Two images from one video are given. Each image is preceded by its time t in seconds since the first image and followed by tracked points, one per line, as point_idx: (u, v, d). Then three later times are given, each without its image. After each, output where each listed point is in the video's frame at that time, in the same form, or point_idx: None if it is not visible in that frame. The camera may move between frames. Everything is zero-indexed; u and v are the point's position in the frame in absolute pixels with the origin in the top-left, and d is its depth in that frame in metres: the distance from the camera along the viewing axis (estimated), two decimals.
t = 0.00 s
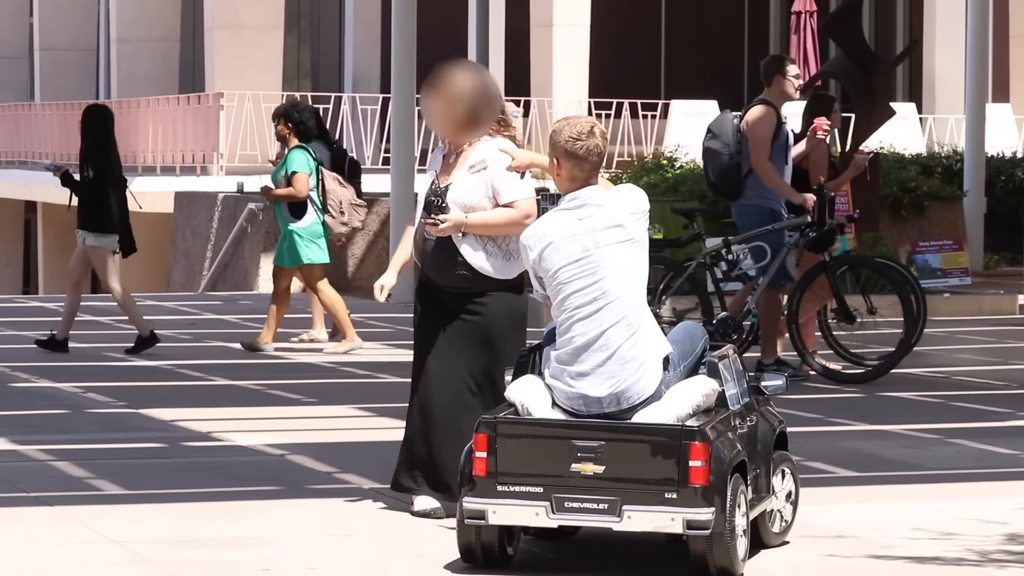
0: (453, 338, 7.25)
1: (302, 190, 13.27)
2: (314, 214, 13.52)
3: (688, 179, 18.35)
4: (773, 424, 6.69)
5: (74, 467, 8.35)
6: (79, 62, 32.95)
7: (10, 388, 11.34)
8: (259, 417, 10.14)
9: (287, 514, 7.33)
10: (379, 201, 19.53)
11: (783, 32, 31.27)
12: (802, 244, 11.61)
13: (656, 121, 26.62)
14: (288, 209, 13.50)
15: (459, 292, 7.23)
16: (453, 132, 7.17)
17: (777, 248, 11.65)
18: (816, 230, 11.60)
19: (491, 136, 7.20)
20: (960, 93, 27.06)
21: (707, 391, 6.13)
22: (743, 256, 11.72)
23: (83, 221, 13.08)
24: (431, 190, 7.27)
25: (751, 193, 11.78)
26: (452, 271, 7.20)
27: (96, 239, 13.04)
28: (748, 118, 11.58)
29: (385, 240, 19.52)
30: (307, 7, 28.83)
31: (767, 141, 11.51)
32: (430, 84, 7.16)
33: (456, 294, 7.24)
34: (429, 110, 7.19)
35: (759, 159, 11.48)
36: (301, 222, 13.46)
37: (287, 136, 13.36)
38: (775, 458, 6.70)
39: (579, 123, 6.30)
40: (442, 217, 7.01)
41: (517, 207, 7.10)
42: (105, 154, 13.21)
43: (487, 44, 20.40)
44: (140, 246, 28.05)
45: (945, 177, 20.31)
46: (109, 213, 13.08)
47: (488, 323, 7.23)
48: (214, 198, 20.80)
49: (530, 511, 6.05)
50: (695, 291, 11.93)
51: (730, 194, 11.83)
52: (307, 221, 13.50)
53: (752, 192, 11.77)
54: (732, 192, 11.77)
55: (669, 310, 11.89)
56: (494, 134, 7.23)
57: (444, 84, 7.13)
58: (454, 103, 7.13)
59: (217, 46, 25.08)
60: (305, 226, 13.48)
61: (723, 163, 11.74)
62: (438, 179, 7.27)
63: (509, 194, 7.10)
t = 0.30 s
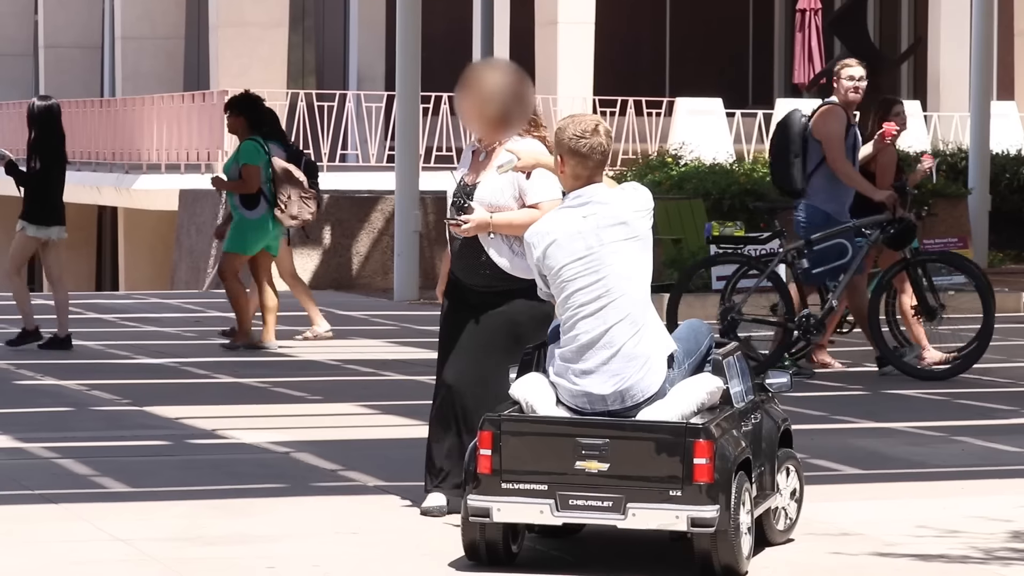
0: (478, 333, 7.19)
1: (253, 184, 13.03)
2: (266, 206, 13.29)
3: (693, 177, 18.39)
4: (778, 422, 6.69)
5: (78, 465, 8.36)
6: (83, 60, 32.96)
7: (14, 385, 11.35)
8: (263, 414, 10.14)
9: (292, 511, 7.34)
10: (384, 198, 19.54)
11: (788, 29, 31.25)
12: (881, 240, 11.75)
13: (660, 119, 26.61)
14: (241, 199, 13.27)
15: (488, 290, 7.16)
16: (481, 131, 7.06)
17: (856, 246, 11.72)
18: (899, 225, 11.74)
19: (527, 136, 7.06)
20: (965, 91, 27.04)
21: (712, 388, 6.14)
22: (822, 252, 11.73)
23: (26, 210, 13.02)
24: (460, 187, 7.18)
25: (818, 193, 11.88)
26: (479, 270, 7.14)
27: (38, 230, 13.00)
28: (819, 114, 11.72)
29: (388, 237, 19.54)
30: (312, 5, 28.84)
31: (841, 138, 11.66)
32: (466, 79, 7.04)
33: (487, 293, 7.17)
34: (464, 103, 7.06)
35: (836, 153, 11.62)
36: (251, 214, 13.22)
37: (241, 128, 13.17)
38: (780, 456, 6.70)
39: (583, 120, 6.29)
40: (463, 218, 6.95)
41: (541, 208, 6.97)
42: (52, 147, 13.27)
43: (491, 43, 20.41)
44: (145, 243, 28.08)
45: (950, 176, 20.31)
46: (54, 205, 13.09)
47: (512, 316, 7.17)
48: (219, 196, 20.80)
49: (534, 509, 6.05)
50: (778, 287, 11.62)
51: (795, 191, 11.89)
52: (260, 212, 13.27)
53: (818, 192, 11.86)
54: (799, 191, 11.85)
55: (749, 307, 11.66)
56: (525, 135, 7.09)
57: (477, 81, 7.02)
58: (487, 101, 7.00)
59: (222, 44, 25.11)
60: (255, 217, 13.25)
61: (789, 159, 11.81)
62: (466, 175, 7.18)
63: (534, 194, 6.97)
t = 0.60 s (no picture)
0: (494, 330, 7.18)
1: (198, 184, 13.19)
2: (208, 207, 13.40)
3: (696, 174, 18.34)
4: (780, 418, 6.68)
5: (80, 461, 8.37)
6: (86, 57, 32.99)
7: (16, 382, 11.36)
8: (266, 412, 10.15)
9: (295, 508, 7.34)
10: (386, 195, 19.54)
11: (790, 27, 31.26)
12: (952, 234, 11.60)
13: (662, 117, 26.63)
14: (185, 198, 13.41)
15: (501, 288, 7.15)
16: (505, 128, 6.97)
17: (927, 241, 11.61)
18: (977, 223, 11.68)
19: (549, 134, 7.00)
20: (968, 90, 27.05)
21: (714, 386, 6.14)
22: (894, 249, 11.65)
23: None
24: (476, 182, 7.12)
25: (889, 186, 11.68)
26: (494, 267, 7.12)
27: None
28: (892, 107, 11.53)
29: (390, 235, 19.56)
30: (314, 3, 28.88)
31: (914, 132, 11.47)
32: (493, 80, 6.94)
33: (498, 288, 7.15)
34: (494, 103, 6.94)
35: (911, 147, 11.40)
36: (193, 213, 13.35)
37: (188, 128, 13.37)
38: (782, 453, 6.70)
39: (587, 118, 6.30)
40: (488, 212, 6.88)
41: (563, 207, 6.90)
42: None
43: (494, 41, 20.45)
44: (146, 240, 28.11)
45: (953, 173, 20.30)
46: None
47: (526, 311, 7.15)
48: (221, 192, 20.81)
49: (536, 506, 6.05)
50: (846, 284, 11.78)
51: (865, 183, 11.70)
52: (201, 212, 13.38)
53: (888, 184, 11.67)
54: (869, 181, 11.66)
55: (821, 302, 11.85)
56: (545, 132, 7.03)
57: (502, 80, 6.92)
58: (514, 99, 6.92)
59: (225, 41, 25.16)
60: (197, 217, 13.37)
61: (862, 149, 11.62)
62: (483, 172, 7.12)
63: (555, 193, 6.94)
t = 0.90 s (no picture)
0: (502, 327, 7.19)
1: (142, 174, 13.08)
2: (156, 201, 13.20)
3: (696, 173, 18.39)
4: (779, 417, 6.68)
5: (81, 459, 8.37)
6: (87, 55, 32.97)
7: (16, 380, 11.36)
8: (266, 409, 10.15)
9: (296, 506, 7.34)
10: (386, 194, 19.51)
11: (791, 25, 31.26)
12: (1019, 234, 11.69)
13: (662, 115, 26.63)
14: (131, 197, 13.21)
15: (510, 284, 7.16)
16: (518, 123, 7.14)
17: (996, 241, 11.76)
18: None
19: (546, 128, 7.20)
20: (967, 88, 27.08)
21: (714, 383, 6.13)
22: (960, 248, 11.82)
23: None
24: (483, 179, 7.17)
25: (955, 189, 11.92)
26: (509, 263, 7.12)
27: None
28: (959, 113, 11.78)
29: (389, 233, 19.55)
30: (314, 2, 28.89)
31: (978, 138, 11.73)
32: (511, 71, 7.10)
33: (505, 285, 7.16)
34: (506, 95, 7.10)
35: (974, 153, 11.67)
36: (142, 208, 13.15)
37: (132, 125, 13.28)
38: (782, 451, 6.70)
39: (589, 116, 6.30)
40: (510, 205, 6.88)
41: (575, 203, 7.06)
42: None
43: (494, 39, 20.47)
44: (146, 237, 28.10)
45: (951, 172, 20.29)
46: None
47: (530, 309, 7.17)
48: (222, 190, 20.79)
49: (536, 504, 6.05)
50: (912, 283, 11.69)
51: (932, 187, 11.96)
52: (150, 208, 13.18)
53: (954, 187, 11.90)
54: (935, 184, 11.92)
55: (886, 299, 11.75)
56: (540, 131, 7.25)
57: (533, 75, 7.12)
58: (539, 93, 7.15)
59: (225, 39, 25.14)
60: (146, 212, 13.17)
61: (929, 154, 11.93)
62: (490, 168, 7.17)
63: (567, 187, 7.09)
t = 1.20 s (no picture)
0: (506, 324, 7.21)
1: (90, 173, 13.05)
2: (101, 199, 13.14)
3: (695, 171, 18.42)
4: (779, 414, 6.68)
5: (80, 457, 8.37)
6: (85, 52, 32.97)
7: (15, 377, 11.36)
8: (266, 407, 10.15)
9: (296, 504, 7.34)
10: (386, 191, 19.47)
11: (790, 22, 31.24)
12: None
13: (662, 112, 26.62)
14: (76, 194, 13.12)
15: (515, 281, 7.19)
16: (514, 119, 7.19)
17: None
18: None
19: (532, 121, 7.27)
20: (967, 85, 27.09)
21: (714, 381, 6.13)
22: None
23: None
24: (482, 178, 7.17)
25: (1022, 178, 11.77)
26: (518, 261, 7.14)
27: None
28: None
29: (389, 230, 19.52)
30: None
31: None
32: (510, 69, 7.14)
33: (509, 282, 7.18)
34: (502, 91, 7.14)
35: None
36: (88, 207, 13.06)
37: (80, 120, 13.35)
38: (781, 449, 6.69)
39: (587, 112, 6.40)
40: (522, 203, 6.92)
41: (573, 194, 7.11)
42: None
43: (494, 36, 20.45)
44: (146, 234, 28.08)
45: (950, 169, 20.28)
46: None
47: (533, 305, 7.19)
48: (220, 188, 20.79)
49: (536, 502, 6.05)
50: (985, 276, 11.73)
51: (999, 178, 11.81)
52: (95, 206, 13.10)
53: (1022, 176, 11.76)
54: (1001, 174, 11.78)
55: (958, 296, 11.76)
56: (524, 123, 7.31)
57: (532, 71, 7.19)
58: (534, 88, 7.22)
59: (224, 36, 25.11)
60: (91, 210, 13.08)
61: (998, 143, 11.82)
62: (489, 166, 7.18)
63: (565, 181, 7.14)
